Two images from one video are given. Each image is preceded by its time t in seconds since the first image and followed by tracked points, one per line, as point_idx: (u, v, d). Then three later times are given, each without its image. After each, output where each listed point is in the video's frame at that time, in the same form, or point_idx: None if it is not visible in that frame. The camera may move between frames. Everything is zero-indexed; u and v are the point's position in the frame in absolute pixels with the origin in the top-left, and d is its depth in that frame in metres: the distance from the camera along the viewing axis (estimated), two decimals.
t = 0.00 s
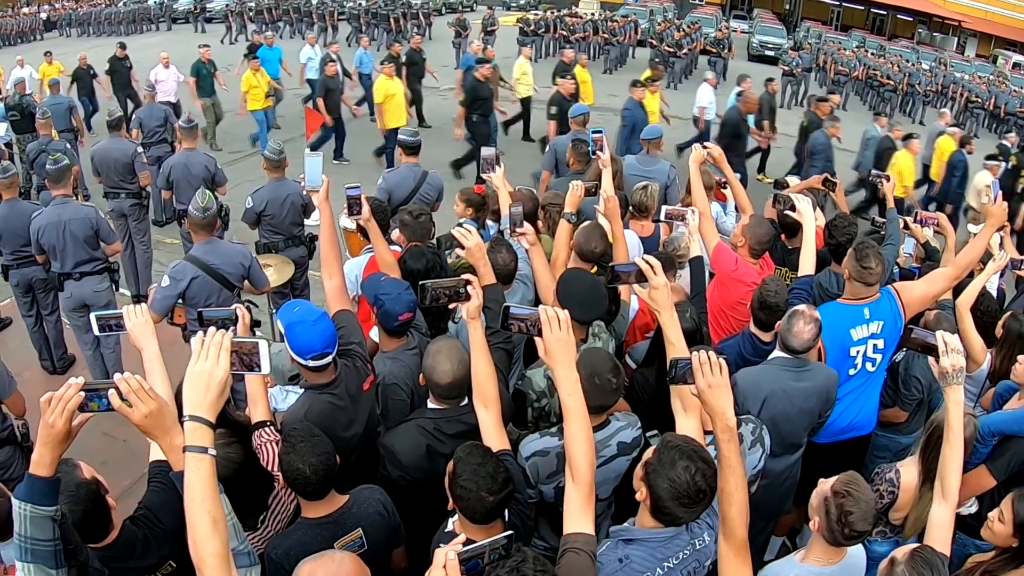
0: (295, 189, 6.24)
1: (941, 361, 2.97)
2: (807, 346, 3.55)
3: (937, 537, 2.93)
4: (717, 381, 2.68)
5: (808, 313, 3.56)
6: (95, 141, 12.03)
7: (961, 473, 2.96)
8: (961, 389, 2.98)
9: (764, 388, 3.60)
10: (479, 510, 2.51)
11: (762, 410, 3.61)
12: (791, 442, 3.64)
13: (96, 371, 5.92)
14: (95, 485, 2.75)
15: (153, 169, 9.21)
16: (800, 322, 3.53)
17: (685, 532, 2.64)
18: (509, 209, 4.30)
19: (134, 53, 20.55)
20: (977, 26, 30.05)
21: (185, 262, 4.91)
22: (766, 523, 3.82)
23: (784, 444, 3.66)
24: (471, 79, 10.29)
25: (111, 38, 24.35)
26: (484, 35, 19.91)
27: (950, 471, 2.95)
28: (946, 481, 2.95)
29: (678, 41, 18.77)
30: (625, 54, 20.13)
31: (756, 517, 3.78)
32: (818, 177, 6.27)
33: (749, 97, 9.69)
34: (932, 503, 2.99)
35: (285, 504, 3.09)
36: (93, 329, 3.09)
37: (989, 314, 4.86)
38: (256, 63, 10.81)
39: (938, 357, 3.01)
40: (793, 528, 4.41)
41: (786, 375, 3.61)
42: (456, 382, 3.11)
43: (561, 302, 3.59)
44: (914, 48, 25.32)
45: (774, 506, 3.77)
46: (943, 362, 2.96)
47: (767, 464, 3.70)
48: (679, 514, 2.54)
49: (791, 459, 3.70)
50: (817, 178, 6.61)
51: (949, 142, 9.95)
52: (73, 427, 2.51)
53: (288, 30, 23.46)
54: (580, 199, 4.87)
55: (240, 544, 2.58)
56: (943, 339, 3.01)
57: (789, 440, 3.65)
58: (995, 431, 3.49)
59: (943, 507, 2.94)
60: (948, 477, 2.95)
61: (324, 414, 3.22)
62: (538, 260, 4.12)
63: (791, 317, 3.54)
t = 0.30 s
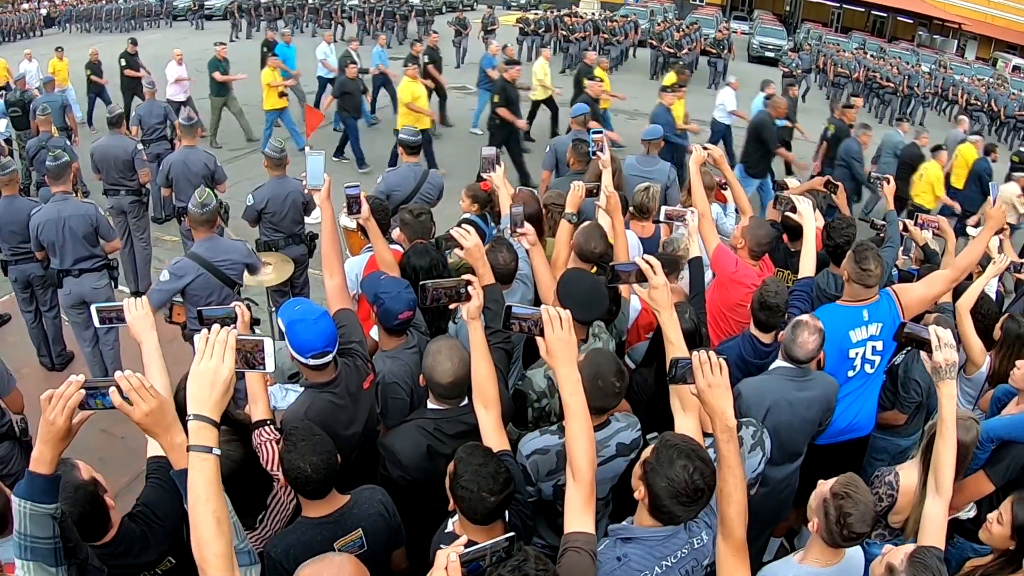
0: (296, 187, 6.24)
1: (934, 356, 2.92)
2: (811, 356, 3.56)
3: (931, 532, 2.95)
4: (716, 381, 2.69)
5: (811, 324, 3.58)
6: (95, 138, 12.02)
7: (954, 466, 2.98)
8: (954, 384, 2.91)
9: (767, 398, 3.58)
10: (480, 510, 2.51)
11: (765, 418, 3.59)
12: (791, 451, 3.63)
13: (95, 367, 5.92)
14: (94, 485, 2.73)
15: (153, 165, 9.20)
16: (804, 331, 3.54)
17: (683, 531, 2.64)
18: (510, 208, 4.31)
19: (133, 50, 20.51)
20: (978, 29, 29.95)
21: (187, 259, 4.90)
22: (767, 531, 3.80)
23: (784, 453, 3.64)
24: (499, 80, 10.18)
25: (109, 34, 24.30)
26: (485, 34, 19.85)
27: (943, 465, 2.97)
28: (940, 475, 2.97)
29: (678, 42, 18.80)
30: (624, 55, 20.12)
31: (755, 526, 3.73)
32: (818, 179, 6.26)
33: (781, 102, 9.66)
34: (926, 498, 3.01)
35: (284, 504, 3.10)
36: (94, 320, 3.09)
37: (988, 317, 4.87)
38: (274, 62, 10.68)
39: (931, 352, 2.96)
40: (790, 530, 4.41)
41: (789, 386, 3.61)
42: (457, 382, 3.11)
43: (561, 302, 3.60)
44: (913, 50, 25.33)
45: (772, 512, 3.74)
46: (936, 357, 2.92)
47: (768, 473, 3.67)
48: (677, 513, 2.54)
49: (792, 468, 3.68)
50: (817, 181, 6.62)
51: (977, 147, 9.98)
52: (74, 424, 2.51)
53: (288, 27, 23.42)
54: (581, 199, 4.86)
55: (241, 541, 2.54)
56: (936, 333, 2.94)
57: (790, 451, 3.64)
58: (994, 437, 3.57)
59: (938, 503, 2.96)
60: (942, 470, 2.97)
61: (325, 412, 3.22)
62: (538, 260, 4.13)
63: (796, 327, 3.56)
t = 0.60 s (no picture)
0: (299, 185, 6.23)
1: (930, 355, 2.95)
2: (817, 360, 3.56)
3: (927, 531, 2.95)
4: (722, 383, 2.68)
5: (818, 327, 3.59)
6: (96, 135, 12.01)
7: (950, 465, 2.97)
8: (949, 383, 2.94)
9: (773, 403, 3.56)
10: (483, 510, 2.50)
11: (772, 423, 3.56)
12: (798, 455, 3.61)
13: (96, 365, 5.93)
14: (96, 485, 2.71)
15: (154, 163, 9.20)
16: (811, 335, 3.55)
17: (686, 530, 2.63)
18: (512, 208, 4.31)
19: (133, 48, 20.48)
20: (980, 31, 30.14)
21: (191, 258, 4.89)
22: (772, 536, 3.79)
23: (790, 457, 3.62)
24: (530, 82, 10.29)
25: (110, 32, 24.23)
26: (487, 34, 19.79)
27: (939, 463, 2.97)
28: (936, 474, 2.97)
29: (681, 43, 18.76)
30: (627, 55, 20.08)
31: (760, 528, 3.72)
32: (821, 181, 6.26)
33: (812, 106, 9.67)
34: (923, 497, 3.01)
35: (286, 503, 3.10)
36: (98, 314, 3.09)
37: (990, 319, 4.87)
38: (296, 60, 10.85)
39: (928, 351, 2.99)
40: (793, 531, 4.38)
41: (796, 390, 3.60)
42: (460, 381, 3.12)
43: (565, 302, 3.60)
44: (916, 53, 25.30)
45: (779, 517, 3.72)
46: (932, 356, 2.94)
47: (773, 477, 3.65)
48: (681, 511, 2.54)
49: (799, 473, 3.67)
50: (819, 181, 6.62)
51: (1002, 153, 10.34)
52: (77, 422, 2.50)
53: (289, 26, 23.37)
54: (584, 199, 4.85)
55: (244, 542, 2.54)
56: (932, 332, 3.00)
57: (796, 454, 3.62)
58: (996, 441, 3.58)
59: (934, 501, 2.96)
60: (937, 468, 2.97)
61: (327, 411, 3.23)
62: (541, 260, 4.13)
63: (802, 331, 3.56)
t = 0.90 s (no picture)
0: (300, 185, 6.23)
1: (925, 358, 2.94)
2: (821, 362, 3.55)
3: (924, 534, 2.92)
4: (726, 387, 2.69)
5: (822, 330, 3.55)
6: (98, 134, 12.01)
7: (946, 467, 2.96)
8: (944, 385, 2.91)
9: (778, 405, 3.58)
10: (484, 511, 2.50)
11: (775, 425, 3.58)
12: (802, 458, 3.61)
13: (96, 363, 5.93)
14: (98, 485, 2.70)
15: (156, 162, 9.20)
16: (814, 338, 3.52)
17: (686, 531, 2.63)
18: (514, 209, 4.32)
19: (134, 47, 20.49)
20: (981, 33, 30.22)
21: (189, 257, 4.90)
22: (774, 538, 3.79)
23: (794, 459, 3.63)
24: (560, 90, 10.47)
25: (112, 31, 24.23)
26: (489, 35, 19.77)
27: (935, 466, 2.96)
28: (932, 476, 2.96)
29: (683, 44, 18.74)
30: (629, 56, 20.06)
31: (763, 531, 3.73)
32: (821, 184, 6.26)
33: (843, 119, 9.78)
34: (919, 500, 3.00)
35: (286, 505, 3.10)
36: (98, 309, 3.10)
37: (990, 321, 4.87)
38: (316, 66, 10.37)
39: (922, 353, 2.98)
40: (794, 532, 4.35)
41: (800, 392, 3.60)
42: (460, 380, 3.12)
43: (566, 304, 3.60)
44: (918, 55, 25.29)
45: (782, 520, 3.74)
46: (926, 359, 2.93)
47: (776, 479, 3.67)
48: (682, 510, 2.54)
49: (803, 475, 3.67)
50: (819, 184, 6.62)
51: None
52: (77, 422, 2.50)
53: (290, 26, 23.35)
54: (586, 200, 4.85)
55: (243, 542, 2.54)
56: (926, 335, 2.96)
57: (800, 456, 3.62)
58: (997, 445, 3.60)
59: (930, 503, 2.97)
60: (933, 471, 2.96)
61: (328, 411, 3.23)
62: (541, 261, 4.13)
63: (806, 334, 3.53)
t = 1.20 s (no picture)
0: (306, 186, 6.24)
1: (930, 363, 2.92)
2: (834, 365, 3.53)
3: (929, 541, 2.90)
4: (739, 396, 2.66)
5: (835, 332, 3.53)
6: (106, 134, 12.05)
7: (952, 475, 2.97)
8: (949, 391, 2.93)
9: (790, 408, 3.55)
10: (488, 513, 2.49)
11: (788, 429, 3.55)
12: (814, 461, 3.59)
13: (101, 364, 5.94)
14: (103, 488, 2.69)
15: (162, 163, 9.22)
16: (828, 341, 3.50)
17: (691, 534, 2.62)
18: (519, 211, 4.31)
19: (142, 48, 20.56)
20: (988, 34, 30.10)
21: (188, 258, 4.91)
22: (782, 542, 3.77)
23: (807, 462, 3.60)
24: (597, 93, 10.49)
25: (121, 32, 24.33)
26: (495, 35, 19.76)
27: (941, 474, 2.96)
28: (938, 484, 2.96)
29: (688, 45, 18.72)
30: (636, 56, 20.04)
31: (774, 534, 3.71)
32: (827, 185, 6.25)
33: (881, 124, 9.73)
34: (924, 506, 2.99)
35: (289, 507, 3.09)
36: (99, 307, 3.11)
37: (997, 323, 4.85)
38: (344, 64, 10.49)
39: (927, 358, 2.96)
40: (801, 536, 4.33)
41: (811, 394, 3.58)
42: (464, 381, 3.11)
43: (570, 306, 3.59)
44: (925, 56, 25.20)
45: (793, 522, 3.72)
46: (932, 364, 2.91)
47: (787, 481, 3.64)
48: (688, 513, 2.53)
49: (813, 477, 3.65)
50: (826, 186, 6.60)
51: None
52: (79, 424, 2.49)
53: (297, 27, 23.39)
54: (592, 201, 4.85)
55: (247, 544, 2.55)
56: (930, 340, 2.93)
57: (812, 459, 3.60)
58: (1001, 449, 3.56)
59: (935, 510, 2.95)
60: (939, 479, 2.96)
61: (333, 412, 3.22)
62: (546, 262, 4.13)
63: (819, 336, 3.51)
